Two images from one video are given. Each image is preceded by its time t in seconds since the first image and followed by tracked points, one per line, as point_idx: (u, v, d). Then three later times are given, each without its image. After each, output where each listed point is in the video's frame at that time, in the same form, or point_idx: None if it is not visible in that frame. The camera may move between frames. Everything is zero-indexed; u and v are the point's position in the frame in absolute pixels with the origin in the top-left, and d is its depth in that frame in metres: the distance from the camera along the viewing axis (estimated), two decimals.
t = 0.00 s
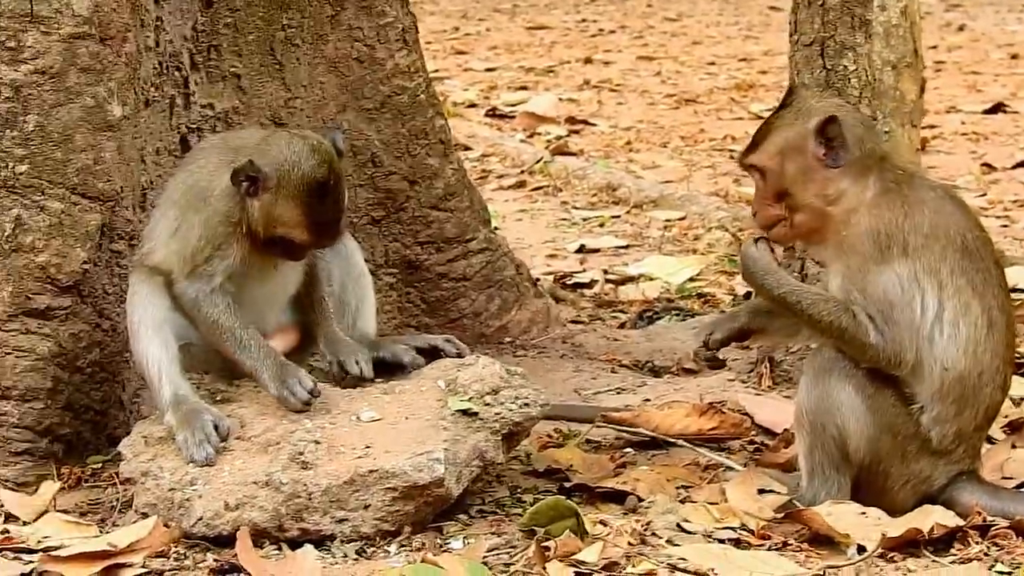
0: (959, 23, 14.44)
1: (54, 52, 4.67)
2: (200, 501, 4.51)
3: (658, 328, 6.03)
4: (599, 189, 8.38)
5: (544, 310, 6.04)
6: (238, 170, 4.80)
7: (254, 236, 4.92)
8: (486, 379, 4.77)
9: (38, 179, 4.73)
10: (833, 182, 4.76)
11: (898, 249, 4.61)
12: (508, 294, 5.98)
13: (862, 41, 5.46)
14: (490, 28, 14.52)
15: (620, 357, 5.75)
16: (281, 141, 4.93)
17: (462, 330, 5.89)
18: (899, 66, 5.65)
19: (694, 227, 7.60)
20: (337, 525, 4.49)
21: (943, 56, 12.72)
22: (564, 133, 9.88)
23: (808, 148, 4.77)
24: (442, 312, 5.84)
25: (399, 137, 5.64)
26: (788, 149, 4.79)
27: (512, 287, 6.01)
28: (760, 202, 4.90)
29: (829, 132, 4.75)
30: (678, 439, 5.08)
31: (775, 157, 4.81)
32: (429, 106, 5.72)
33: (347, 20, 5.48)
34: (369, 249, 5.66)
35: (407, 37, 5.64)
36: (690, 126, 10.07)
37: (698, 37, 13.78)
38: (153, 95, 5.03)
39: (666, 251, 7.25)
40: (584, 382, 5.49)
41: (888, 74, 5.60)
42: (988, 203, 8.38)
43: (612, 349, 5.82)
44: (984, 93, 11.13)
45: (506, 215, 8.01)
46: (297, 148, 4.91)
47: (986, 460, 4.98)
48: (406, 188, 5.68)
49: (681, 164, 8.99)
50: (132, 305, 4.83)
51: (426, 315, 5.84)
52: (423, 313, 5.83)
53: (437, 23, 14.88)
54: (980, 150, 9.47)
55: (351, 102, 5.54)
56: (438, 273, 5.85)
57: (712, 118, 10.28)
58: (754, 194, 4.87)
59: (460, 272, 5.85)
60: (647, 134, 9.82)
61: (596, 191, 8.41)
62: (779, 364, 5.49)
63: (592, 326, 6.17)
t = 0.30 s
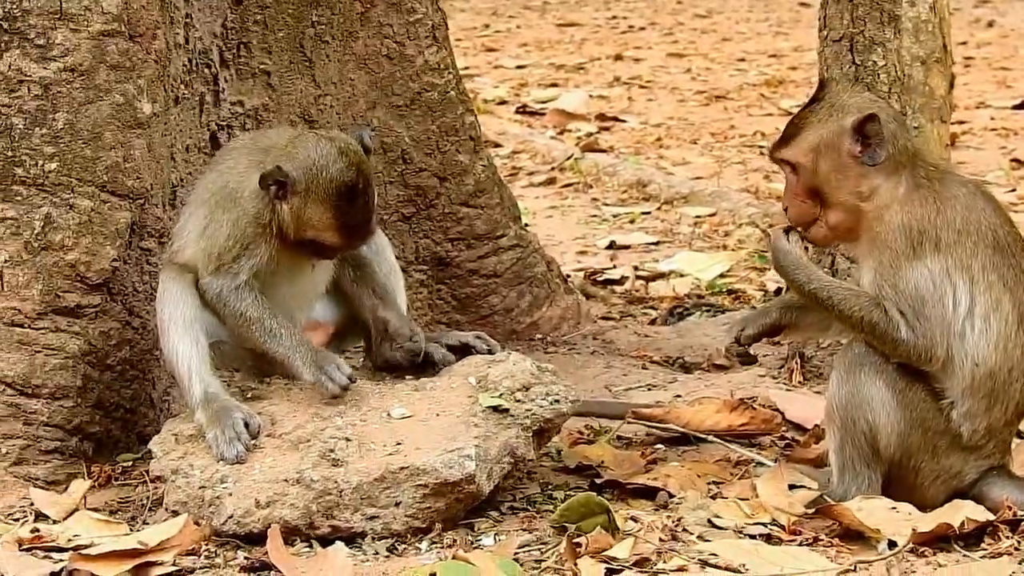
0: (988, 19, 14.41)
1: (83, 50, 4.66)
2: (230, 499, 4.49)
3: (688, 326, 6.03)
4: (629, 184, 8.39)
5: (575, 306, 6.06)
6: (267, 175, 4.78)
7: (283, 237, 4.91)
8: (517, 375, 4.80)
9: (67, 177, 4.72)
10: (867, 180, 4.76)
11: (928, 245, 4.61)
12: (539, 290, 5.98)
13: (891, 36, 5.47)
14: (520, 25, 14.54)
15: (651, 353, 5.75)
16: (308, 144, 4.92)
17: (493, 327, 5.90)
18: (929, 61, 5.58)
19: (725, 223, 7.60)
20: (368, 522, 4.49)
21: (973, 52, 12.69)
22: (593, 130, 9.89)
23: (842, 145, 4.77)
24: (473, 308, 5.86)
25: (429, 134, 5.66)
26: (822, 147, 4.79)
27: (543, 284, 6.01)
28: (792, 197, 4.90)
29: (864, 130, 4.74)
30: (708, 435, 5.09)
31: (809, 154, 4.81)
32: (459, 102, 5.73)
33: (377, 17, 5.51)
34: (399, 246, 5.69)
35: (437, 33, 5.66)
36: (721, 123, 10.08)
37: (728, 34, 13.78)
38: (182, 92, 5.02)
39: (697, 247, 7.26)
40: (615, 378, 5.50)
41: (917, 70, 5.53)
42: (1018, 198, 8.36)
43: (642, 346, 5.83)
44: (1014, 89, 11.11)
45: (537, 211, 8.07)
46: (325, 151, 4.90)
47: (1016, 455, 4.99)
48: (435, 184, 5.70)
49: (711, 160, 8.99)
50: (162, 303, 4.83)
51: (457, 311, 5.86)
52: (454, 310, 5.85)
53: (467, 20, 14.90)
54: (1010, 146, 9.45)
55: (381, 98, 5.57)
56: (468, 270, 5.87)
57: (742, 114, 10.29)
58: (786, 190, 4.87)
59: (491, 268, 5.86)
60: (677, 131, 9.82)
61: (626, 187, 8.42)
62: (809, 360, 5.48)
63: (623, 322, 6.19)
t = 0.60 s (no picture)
0: (997, 22, 14.44)
1: (91, 49, 4.67)
2: (239, 499, 4.48)
3: (698, 327, 6.05)
4: (640, 187, 8.42)
5: (584, 307, 6.10)
6: (276, 175, 4.77)
7: (292, 236, 4.92)
8: (526, 375, 4.77)
9: (75, 177, 4.73)
10: (877, 184, 4.77)
11: (941, 247, 4.59)
12: (548, 291, 6.01)
13: (901, 38, 5.49)
14: (530, 27, 14.58)
15: (660, 354, 5.75)
16: (315, 141, 4.96)
17: (502, 327, 5.93)
18: (938, 62, 5.59)
19: (735, 225, 7.61)
20: (376, 523, 4.48)
21: (984, 55, 12.71)
22: (603, 132, 9.90)
23: (854, 149, 4.79)
24: (482, 309, 5.89)
25: (438, 135, 5.69)
26: (832, 149, 4.81)
27: (552, 285, 6.04)
28: (801, 196, 4.92)
29: (876, 134, 4.75)
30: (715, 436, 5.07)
31: (819, 156, 4.83)
32: (468, 103, 5.76)
33: (387, 17, 5.54)
34: (409, 246, 5.72)
35: (446, 34, 5.69)
36: (731, 126, 10.10)
37: (738, 37, 13.82)
38: (190, 92, 5.03)
39: (707, 248, 7.26)
40: (624, 379, 5.49)
41: (927, 71, 5.56)
42: None
43: (653, 347, 5.84)
44: None
45: (546, 213, 8.06)
46: (332, 147, 4.95)
47: None
48: (444, 185, 5.73)
49: (721, 163, 9.01)
50: (170, 303, 4.81)
51: (466, 312, 5.88)
52: (463, 311, 5.87)
53: (477, 23, 14.93)
54: (1020, 149, 9.47)
55: (390, 99, 5.61)
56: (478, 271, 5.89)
57: (752, 117, 10.31)
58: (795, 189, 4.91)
59: (500, 269, 5.89)
60: (687, 133, 9.85)
61: (636, 189, 8.44)
62: (818, 362, 5.46)
63: (632, 323, 6.23)
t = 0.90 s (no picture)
0: (995, 22, 14.47)
1: (87, 47, 4.68)
2: (235, 497, 4.46)
3: (696, 325, 6.06)
4: (638, 186, 8.45)
5: (581, 305, 6.16)
6: (278, 168, 4.82)
7: (291, 227, 4.94)
8: (523, 373, 4.78)
9: (72, 175, 4.74)
10: (882, 177, 4.77)
11: (939, 238, 4.61)
12: (546, 289, 6.03)
13: (898, 36, 5.51)
14: (529, 27, 14.61)
15: (658, 353, 5.75)
16: (319, 136, 4.98)
17: (500, 326, 5.93)
18: (936, 61, 5.62)
19: (733, 224, 7.62)
20: (373, 521, 4.47)
21: (982, 55, 12.72)
22: (602, 131, 9.91)
23: (861, 142, 4.78)
24: (479, 308, 5.89)
25: (435, 133, 5.69)
26: (839, 141, 4.80)
27: (550, 284, 6.06)
28: (804, 189, 4.91)
29: (885, 127, 4.74)
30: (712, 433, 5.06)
31: (825, 148, 4.82)
32: (466, 102, 5.76)
33: (384, 16, 5.55)
34: (406, 244, 5.73)
35: (444, 33, 5.70)
36: (729, 125, 10.12)
37: (737, 37, 13.84)
38: (188, 90, 5.04)
39: (705, 247, 7.27)
40: (622, 377, 5.49)
41: (924, 70, 5.58)
42: None
43: (650, 346, 5.84)
44: (1021, 92, 11.16)
45: (545, 212, 8.07)
46: (336, 143, 4.98)
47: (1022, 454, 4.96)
48: (442, 183, 5.74)
49: (719, 163, 9.03)
50: (166, 303, 4.81)
51: (464, 311, 5.88)
52: (461, 309, 5.87)
53: (476, 22, 14.96)
54: (1018, 148, 9.47)
55: (387, 97, 5.61)
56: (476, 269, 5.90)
57: (750, 117, 10.32)
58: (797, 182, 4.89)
59: (498, 267, 5.89)
60: (685, 133, 9.87)
61: (634, 188, 8.46)
62: (816, 361, 5.46)
63: (629, 321, 6.23)
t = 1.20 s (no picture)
0: (992, 17, 14.46)
1: (82, 40, 4.70)
2: (228, 490, 4.45)
3: (691, 319, 6.05)
4: (635, 180, 8.45)
5: (577, 299, 6.14)
6: (267, 168, 4.81)
7: (280, 225, 4.95)
8: (517, 366, 4.76)
9: (65, 167, 4.75)
10: (882, 174, 4.72)
11: (936, 233, 4.58)
12: (540, 283, 6.03)
13: (893, 30, 5.51)
14: (528, 22, 14.62)
15: (652, 347, 5.74)
16: (314, 137, 4.97)
17: (494, 320, 5.94)
18: (931, 57, 5.62)
19: (730, 218, 7.61)
20: (366, 514, 4.45)
21: (979, 49, 12.72)
22: (599, 125, 9.90)
23: (860, 141, 4.74)
24: (474, 301, 5.91)
25: (431, 126, 5.71)
26: (837, 144, 4.76)
27: (545, 277, 6.07)
28: (807, 198, 4.86)
29: (880, 123, 4.71)
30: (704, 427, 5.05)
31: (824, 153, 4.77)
32: (461, 95, 5.78)
33: (379, 10, 5.55)
34: (400, 238, 5.74)
35: (439, 26, 5.70)
36: (726, 119, 10.11)
37: (735, 31, 13.83)
38: (182, 83, 5.05)
39: (701, 242, 7.26)
40: (615, 371, 5.48)
41: (919, 65, 5.58)
42: None
43: (644, 340, 5.83)
44: (1019, 86, 11.14)
45: (541, 207, 8.06)
46: (328, 146, 4.93)
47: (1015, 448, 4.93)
48: (438, 177, 5.75)
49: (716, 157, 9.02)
50: (158, 297, 4.83)
51: (459, 305, 5.89)
52: (456, 303, 5.89)
53: (475, 17, 14.96)
54: (1016, 142, 9.45)
55: (382, 91, 5.62)
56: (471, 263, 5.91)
57: (748, 111, 10.31)
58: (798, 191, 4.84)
59: (493, 261, 5.90)
60: (682, 128, 9.86)
61: (632, 182, 8.46)
62: (809, 355, 5.46)
63: (624, 316, 6.22)
